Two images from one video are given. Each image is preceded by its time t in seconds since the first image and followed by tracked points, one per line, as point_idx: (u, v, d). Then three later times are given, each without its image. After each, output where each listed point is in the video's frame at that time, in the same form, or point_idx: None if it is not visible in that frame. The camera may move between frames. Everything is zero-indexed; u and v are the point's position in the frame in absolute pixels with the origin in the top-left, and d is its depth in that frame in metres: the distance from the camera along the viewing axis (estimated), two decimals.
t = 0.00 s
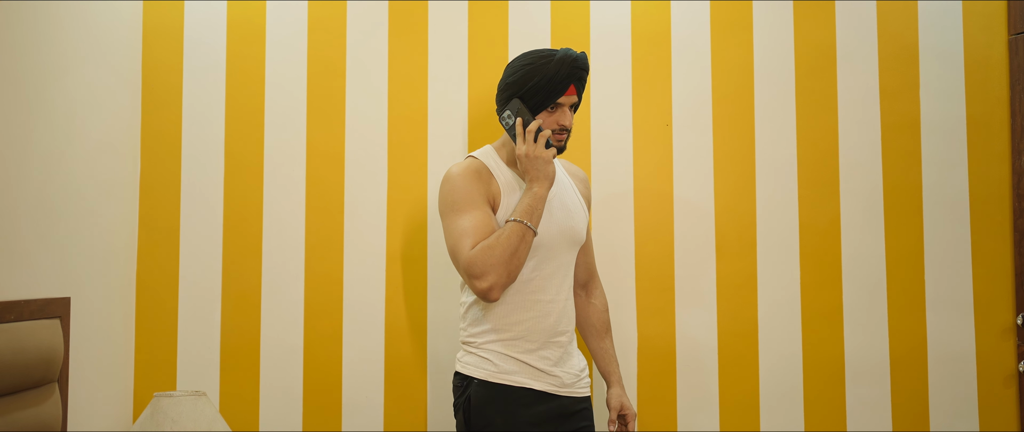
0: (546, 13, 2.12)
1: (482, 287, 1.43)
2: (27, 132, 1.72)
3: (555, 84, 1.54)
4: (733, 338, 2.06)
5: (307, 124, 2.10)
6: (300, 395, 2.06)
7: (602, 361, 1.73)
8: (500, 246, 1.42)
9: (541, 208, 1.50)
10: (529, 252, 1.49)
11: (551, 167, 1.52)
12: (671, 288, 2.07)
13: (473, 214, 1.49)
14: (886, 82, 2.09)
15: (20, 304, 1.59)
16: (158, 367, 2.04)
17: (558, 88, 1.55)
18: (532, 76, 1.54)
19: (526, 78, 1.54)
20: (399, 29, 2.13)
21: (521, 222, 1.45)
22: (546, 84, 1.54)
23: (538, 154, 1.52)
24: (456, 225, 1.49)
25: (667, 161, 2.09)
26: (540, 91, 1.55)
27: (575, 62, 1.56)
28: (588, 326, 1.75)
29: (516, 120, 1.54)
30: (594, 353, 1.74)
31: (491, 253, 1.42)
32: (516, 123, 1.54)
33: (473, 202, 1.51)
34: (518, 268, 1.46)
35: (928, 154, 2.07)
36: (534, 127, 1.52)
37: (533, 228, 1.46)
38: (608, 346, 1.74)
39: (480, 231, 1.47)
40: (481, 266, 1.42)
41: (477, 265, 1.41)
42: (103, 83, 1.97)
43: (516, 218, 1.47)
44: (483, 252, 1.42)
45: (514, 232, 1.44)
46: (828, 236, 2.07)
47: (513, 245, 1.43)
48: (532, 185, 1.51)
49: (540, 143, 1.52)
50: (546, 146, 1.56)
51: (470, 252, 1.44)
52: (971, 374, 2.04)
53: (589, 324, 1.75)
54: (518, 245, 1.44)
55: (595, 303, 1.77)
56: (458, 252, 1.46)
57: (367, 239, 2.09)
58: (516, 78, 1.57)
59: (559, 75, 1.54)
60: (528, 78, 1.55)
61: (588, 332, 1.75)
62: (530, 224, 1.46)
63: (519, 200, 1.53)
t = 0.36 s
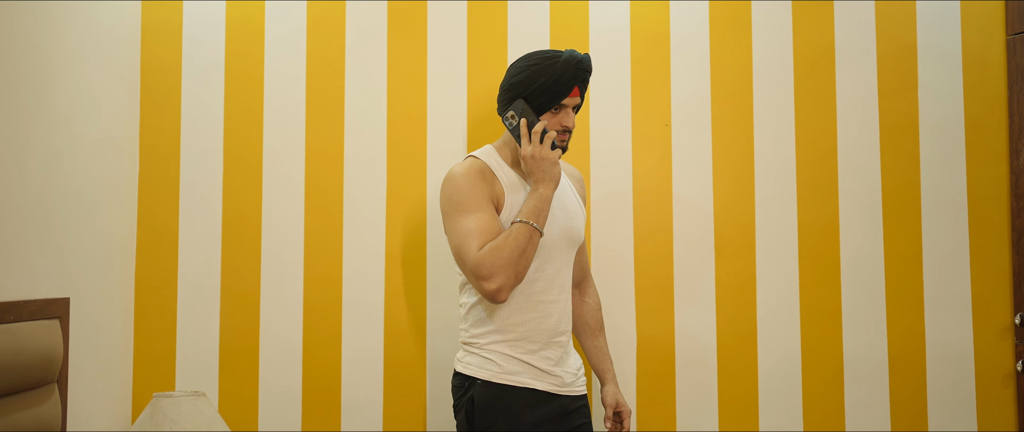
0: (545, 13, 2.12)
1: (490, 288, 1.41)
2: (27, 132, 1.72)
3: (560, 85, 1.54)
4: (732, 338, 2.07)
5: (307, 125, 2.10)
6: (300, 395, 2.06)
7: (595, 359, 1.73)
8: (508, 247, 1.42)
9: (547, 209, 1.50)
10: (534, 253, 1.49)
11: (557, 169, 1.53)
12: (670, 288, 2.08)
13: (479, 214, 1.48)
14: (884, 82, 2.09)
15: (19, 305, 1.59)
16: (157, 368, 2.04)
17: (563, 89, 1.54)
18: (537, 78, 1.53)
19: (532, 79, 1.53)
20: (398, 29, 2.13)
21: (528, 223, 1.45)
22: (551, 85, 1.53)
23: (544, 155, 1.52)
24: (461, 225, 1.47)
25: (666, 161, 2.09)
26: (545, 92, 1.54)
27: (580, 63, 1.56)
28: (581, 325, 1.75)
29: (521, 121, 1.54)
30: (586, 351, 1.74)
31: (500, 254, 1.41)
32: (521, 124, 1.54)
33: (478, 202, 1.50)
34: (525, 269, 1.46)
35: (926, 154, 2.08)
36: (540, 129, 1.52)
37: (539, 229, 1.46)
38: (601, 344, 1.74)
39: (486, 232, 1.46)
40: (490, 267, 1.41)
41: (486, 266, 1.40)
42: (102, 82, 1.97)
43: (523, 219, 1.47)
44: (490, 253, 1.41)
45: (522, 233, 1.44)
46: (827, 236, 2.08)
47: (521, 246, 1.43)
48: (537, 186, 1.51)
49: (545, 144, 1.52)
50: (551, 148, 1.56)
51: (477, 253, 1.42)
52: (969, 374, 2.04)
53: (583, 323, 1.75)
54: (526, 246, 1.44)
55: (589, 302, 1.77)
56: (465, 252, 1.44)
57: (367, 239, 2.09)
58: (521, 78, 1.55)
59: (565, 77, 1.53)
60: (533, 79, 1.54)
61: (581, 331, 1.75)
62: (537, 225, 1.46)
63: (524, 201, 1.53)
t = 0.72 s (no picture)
0: (544, 14, 2.12)
1: (517, 289, 1.42)
2: (27, 132, 1.72)
3: (584, 90, 1.54)
4: (731, 338, 2.07)
5: (306, 125, 2.10)
6: (299, 395, 2.06)
7: (604, 361, 1.72)
8: (535, 249, 1.42)
9: (571, 211, 1.50)
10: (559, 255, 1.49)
11: (582, 173, 1.53)
12: (670, 289, 2.08)
13: (505, 216, 1.48)
14: (883, 82, 2.10)
15: (21, 305, 1.59)
16: (156, 368, 2.03)
17: (587, 94, 1.54)
18: (562, 82, 1.53)
19: (556, 83, 1.53)
20: (397, 30, 2.13)
21: (553, 225, 1.45)
22: (576, 90, 1.53)
23: (569, 158, 1.52)
24: (487, 227, 1.47)
25: (665, 162, 2.10)
26: (569, 96, 1.54)
27: (604, 68, 1.56)
28: (596, 327, 1.75)
29: (546, 124, 1.54)
30: (597, 353, 1.73)
31: (527, 256, 1.41)
32: (546, 127, 1.54)
33: (504, 204, 1.50)
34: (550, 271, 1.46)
35: (925, 155, 2.08)
36: (565, 132, 1.52)
37: (564, 231, 1.47)
38: (613, 348, 1.74)
39: (512, 234, 1.46)
40: (517, 268, 1.41)
41: (513, 268, 1.40)
42: (102, 81, 1.97)
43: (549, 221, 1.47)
44: (517, 255, 1.41)
45: (548, 235, 1.44)
46: (826, 236, 2.08)
47: (548, 249, 1.43)
48: (562, 189, 1.52)
49: (571, 147, 1.53)
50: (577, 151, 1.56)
51: (504, 254, 1.42)
52: (968, 374, 2.05)
53: (596, 326, 1.75)
54: (552, 248, 1.44)
55: (602, 305, 1.77)
56: (491, 254, 1.44)
57: (366, 239, 2.09)
58: (545, 82, 1.55)
59: (589, 81, 1.53)
60: (557, 83, 1.53)
61: (593, 335, 1.74)
62: (563, 228, 1.46)
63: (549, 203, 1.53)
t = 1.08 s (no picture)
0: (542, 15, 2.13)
1: (538, 283, 1.44)
2: (27, 133, 1.73)
3: (612, 92, 1.57)
4: (728, 338, 2.08)
5: (305, 126, 2.11)
6: (297, 396, 2.06)
7: (645, 366, 1.78)
8: (555, 244, 1.44)
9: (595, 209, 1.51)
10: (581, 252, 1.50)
11: (607, 171, 1.54)
12: (667, 289, 2.09)
13: (529, 214, 1.51)
14: (879, 84, 2.11)
15: (22, 306, 1.61)
16: (154, 369, 2.04)
17: (615, 96, 1.58)
18: (590, 83, 1.57)
19: (585, 84, 1.57)
20: (395, 31, 2.13)
21: (575, 221, 1.46)
22: (604, 91, 1.57)
23: (593, 158, 1.53)
24: (512, 223, 1.50)
25: (662, 163, 2.11)
26: (597, 98, 1.58)
27: (633, 71, 1.59)
28: (632, 332, 1.79)
29: (573, 124, 1.56)
30: (638, 358, 1.79)
31: (548, 251, 1.43)
32: (573, 127, 1.57)
33: (529, 202, 1.53)
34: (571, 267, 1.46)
35: (920, 156, 2.10)
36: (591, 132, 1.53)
37: (586, 228, 1.47)
38: (650, 352, 1.79)
39: (535, 230, 1.49)
40: (537, 262, 1.43)
41: (534, 262, 1.43)
42: (101, 81, 1.97)
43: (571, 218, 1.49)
44: (538, 249, 1.44)
45: (569, 231, 1.45)
46: (822, 237, 2.09)
47: (569, 244, 1.44)
48: (586, 187, 1.52)
49: (595, 147, 1.54)
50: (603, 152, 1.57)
51: (526, 249, 1.45)
52: (964, 374, 2.06)
53: (633, 331, 1.79)
54: (573, 244, 1.45)
55: (638, 310, 1.81)
56: (514, 249, 1.47)
57: (364, 240, 2.09)
58: (574, 83, 1.59)
59: (616, 84, 1.56)
60: (585, 85, 1.57)
61: (632, 339, 1.79)
62: (585, 224, 1.47)
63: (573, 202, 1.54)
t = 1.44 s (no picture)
0: (539, 14, 2.14)
1: (541, 280, 1.45)
2: (25, 130, 1.73)
3: (618, 91, 1.57)
4: (723, 335, 2.09)
5: (302, 124, 2.11)
6: (294, 393, 2.07)
7: (655, 361, 1.78)
8: (558, 242, 1.44)
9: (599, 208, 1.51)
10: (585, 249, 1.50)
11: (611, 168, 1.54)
12: (663, 287, 2.10)
13: (535, 211, 1.52)
14: (874, 82, 2.12)
15: (20, 302, 1.60)
16: (151, 366, 2.04)
17: (620, 96, 1.58)
18: (597, 83, 1.57)
19: (591, 84, 1.57)
20: (392, 30, 2.14)
21: (578, 219, 1.47)
22: (609, 90, 1.57)
23: (598, 157, 1.54)
24: (517, 219, 1.51)
25: (658, 161, 2.12)
26: (603, 97, 1.58)
27: (639, 71, 1.59)
28: (642, 329, 1.80)
29: (579, 123, 1.58)
30: (647, 353, 1.79)
31: (551, 249, 1.44)
32: (579, 126, 1.58)
33: (534, 199, 1.54)
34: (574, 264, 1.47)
35: (915, 155, 2.11)
36: (596, 132, 1.55)
37: (589, 226, 1.48)
38: (660, 347, 1.79)
39: (540, 227, 1.49)
40: (540, 260, 1.44)
41: (536, 260, 1.43)
42: (99, 79, 1.98)
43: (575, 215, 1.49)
44: (541, 247, 1.44)
45: (572, 229, 1.45)
46: (817, 235, 2.10)
47: (572, 242, 1.45)
48: (591, 186, 1.53)
49: (600, 147, 1.55)
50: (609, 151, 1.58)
51: (529, 247, 1.46)
52: (958, 371, 2.07)
53: (644, 327, 1.80)
54: (576, 243, 1.45)
55: (649, 306, 1.81)
56: (518, 246, 1.48)
57: (362, 238, 2.10)
58: (580, 83, 1.60)
59: (622, 84, 1.57)
60: (591, 85, 1.58)
61: (642, 335, 1.80)
62: (588, 222, 1.48)
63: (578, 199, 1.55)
